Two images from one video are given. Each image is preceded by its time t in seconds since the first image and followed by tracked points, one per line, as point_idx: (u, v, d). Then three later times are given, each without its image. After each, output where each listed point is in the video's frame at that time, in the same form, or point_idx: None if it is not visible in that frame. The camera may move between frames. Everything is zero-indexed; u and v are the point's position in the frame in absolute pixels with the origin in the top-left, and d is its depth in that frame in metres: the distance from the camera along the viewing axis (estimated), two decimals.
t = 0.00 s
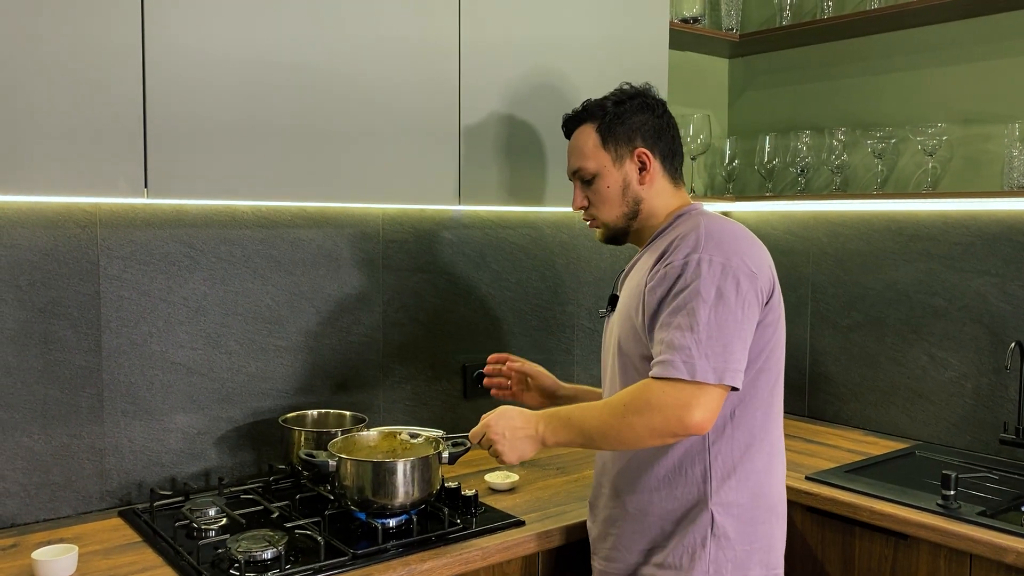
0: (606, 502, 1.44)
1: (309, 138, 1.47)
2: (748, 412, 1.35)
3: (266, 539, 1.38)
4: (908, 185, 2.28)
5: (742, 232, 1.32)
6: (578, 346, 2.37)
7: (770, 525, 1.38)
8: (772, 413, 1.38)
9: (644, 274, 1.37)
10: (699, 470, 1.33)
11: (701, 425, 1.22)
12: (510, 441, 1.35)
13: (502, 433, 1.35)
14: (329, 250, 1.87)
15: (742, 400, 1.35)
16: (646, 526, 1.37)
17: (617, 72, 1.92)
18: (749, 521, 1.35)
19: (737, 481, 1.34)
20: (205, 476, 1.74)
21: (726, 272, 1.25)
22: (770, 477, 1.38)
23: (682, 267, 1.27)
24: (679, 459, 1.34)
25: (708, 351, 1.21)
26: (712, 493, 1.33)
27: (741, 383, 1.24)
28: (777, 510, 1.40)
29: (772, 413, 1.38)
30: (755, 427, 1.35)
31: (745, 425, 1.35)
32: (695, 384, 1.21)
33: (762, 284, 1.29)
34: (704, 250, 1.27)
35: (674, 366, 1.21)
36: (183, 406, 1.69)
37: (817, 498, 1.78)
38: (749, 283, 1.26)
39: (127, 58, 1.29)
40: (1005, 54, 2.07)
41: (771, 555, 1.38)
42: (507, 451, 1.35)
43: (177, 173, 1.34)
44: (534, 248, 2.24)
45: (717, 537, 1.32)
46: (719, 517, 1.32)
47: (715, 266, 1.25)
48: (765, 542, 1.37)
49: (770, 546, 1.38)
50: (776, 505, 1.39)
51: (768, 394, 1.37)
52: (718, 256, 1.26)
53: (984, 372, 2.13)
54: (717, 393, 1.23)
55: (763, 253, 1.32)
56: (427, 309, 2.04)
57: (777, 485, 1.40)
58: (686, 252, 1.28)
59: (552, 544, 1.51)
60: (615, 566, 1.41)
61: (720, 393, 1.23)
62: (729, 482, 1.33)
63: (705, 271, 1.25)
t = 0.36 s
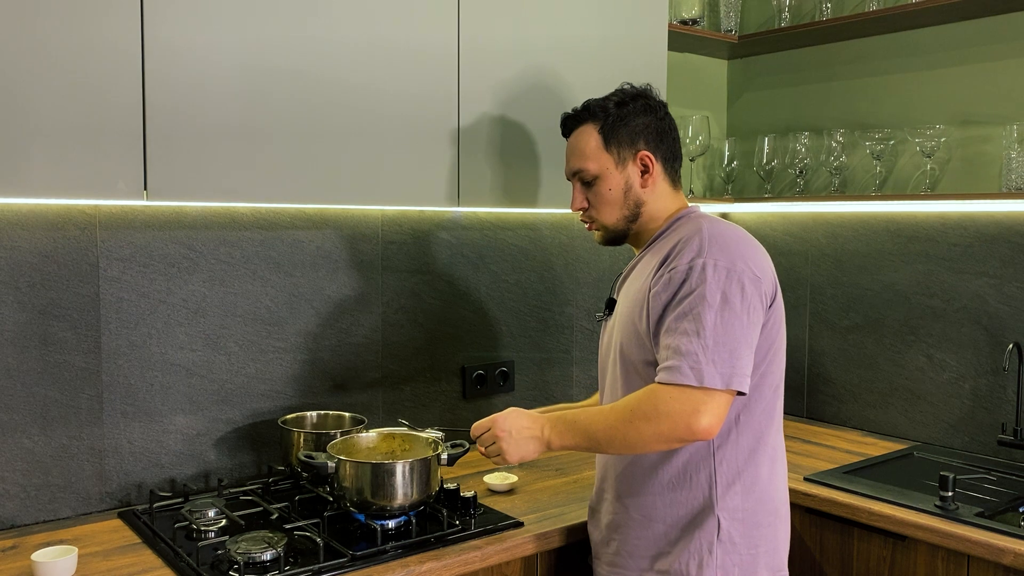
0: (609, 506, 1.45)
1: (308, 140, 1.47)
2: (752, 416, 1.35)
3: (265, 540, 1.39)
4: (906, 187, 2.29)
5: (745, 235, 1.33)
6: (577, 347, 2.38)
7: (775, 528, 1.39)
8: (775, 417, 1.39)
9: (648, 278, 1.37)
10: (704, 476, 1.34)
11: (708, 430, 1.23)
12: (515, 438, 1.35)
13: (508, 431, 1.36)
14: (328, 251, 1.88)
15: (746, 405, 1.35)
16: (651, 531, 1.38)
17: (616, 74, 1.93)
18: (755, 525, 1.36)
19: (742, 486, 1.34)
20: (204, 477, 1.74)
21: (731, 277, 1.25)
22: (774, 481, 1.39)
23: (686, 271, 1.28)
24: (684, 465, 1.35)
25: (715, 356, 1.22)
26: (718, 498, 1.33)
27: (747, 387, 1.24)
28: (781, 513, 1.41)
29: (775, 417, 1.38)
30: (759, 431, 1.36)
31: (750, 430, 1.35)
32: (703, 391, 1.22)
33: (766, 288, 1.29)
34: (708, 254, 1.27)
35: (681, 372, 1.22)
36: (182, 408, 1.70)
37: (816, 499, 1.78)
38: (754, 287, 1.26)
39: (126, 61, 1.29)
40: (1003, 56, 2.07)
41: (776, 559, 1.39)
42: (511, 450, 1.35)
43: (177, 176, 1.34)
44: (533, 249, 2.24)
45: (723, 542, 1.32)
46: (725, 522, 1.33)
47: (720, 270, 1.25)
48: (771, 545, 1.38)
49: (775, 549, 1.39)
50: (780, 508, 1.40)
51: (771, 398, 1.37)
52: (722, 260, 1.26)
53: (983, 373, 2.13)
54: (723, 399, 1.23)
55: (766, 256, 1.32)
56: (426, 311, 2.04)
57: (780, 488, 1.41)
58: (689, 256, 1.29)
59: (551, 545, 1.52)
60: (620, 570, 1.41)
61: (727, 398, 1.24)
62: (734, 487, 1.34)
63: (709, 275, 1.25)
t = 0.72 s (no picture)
0: (612, 510, 1.45)
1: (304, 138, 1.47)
2: (755, 423, 1.35)
3: (261, 538, 1.39)
4: (903, 185, 2.29)
5: (750, 239, 1.32)
6: (575, 346, 2.38)
7: (779, 533, 1.38)
8: (779, 423, 1.38)
9: (649, 280, 1.37)
10: (708, 482, 1.33)
11: (702, 438, 1.23)
12: (508, 431, 1.36)
13: (502, 424, 1.36)
14: (325, 249, 1.87)
15: (750, 411, 1.35)
16: (654, 535, 1.37)
17: (613, 73, 1.93)
18: (758, 530, 1.35)
19: (746, 491, 1.34)
20: (201, 475, 1.74)
21: (730, 283, 1.25)
22: (777, 486, 1.38)
23: (685, 275, 1.27)
24: (688, 470, 1.35)
25: (710, 363, 1.22)
26: (722, 504, 1.33)
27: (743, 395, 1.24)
28: (785, 519, 1.41)
29: (779, 422, 1.38)
30: (763, 438, 1.36)
31: (753, 437, 1.35)
32: (697, 398, 1.22)
33: (767, 294, 1.28)
34: (708, 258, 1.27)
35: (675, 378, 1.22)
36: (179, 406, 1.69)
37: (814, 497, 1.78)
38: (753, 293, 1.25)
39: (122, 58, 1.29)
40: (1001, 54, 2.07)
41: (780, 565, 1.39)
42: (502, 442, 1.36)
43: (173, 174, 1.34)
44: (531, 248, 2.24)
45: (727, 548, 1.32)
46: (729, 528, 1.32)
47: (719, 275, 1.25)
48: (775, 551, 1.38)
49: (779, 555, 1.38)
50: (783, 514, 1.40)
51: (775, 404, 1.37)
52: (722, 265, 1.26)
53: (980, 372, 2.13)
54: (717, 408, 1.23)
55: (769, 262, 1.31)
56: (424, 309, 2.04)
57: (784, 494, 1.41)
58: (690, 259, 1.28)
59: (548, 544, 1.51)
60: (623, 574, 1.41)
61: (722, 406, 1.24)
62: (738, 493, 1.34)
63: (708, 280, 1.25)
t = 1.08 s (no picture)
0: (601, 504, 1.44)
1: (299, 135, 1.46)
2: (744, 417, 1.34)
3: (255, 536, 1.38)
4: (900, 183, 2.28)
5: (740, 230, 1.32)
6: (572, 344, 2.37)
7: (767, 530, 1.38)
8: (769, 418, 1.37)
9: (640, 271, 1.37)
10: (695, 477, 1.33)
11: (691, 426, 1.22)
12: (497, 426, 1.35)
13: (492, 417, 1.35)
14: (320, 247, 1.87)
15: (739, 406, 1.34)
16: (640, 529, 1.37)
17: (609, 70, 1.92)
18: (746, 527, 1.35)
19: (734, 487, 1.34)
20: (196, 473, 1.73)
21: (718, 269, 1.24)
22: (767, 483, 1.38)
23: (674, 264, 1.27)
24: (675, 465, 1.34)
25: (698, 349, 1.21)
26: (708, 500, 1.32)
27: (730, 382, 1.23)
28: (774, 516, 1.40)
29: (768, 418, 1.37)
30: (752, 433, 1.35)
31: (742, 431, 1.34)
32: (685, 386, 1.21)
33: (756, 283, 1.28)
34: (696, 247, 1.27)
35: (663, 364, 1.21)
36: (174, 404, 1.69)
37: (811, 495, 1.77)
38: (742, 281, 1.25)
39: (115, 54, 1.28)
40: (999, 51, 2.07)
41: (768, 562, 1.38)
42: (492, 437, 1.35)
43: (167, 171, 1.33)
44: (528, 246, 2.24)
45: (713, 543, 1.32)
46: (715, 523, 1.32)
47: (707, 263, 1.25)
48: (763, 548, 1.37)
49: (767, 552, 1.38)
50: (772, 510, 1.39)
51: (764, 399, 1.36)
52: (711, 253, 1.26)
53: (977, 370, 2.13)
54: (705, 395, 1.22)
55: (759, 251, 1.31)
56: (420, 307, 2.03)
57: (773, 491, 1.40)
58: (679, 249, 1.28)
59: (543, 542, 1.51)
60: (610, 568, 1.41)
61: (710, 394, 1.23)
62: (725, 489, 1.33)
63: (695, 267, 1.25)
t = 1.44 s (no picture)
0: (584, 497, 1.44)
1: (293, 133, 1.46)
2: (724, 413, 1.34)
3: (248, 536, 1.37)
4: (896, 182, 2.28)
5: (731, 235, 1.32)
6: (567, 343, 2.37)
7: (748, 526, 1.37)
8: (750, 414, 1.37)
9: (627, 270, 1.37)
10: (674, 470, 1.33)
11: (672, 425, 1.22)
12: (481, 426, 1.33)
13: (475, 418, 1.34)
14: (314, 245, 1.86)
15: (719, 401, 1.34)
16: (619, 523, 1.37)
17: (605, 68, 1.92)
18: (725, 522, 1.34)
19: (712, 482, 1.33)
20: (190, 472, 1.72)
21: (706, 272, 1.24)
22: (746, 479, 1.37)
23: (663, 264, 1.27)
24: (653, 458, 1.34)
25: (684, 350, 1.21)
26: (686, 494, 1.32)
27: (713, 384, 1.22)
28: (755, 512, 1.39)
29: (748, 413, 1.37)
30: (732, 428, 1.35)
31: (721, 426, 1.34)
32: (669, 386, 1.21)
33: (745, 287, 1.27)
34: (685, 249, 1.27)
35: (649, 364, 1.21)
36: (167, 403, 1.68)
37: (806, 493, 1.77)
38: (730, 285, 1.25)
39: (107, 49, 1.27)
40: (995, 49, 2.07)
41: (749, 559, 1.36)
42: (477, 437, 1.33)
43: (159, 168, 1.33)
44: (523, 245, 2.23)
45: (690, 538, 1.32)
46: (692, 517, 1.32)
47: (697, 265, 1.24)
48: (743, 545, 1.36)
49: (749, 549, 1.36)
50: (753, 507, 1.38)
51: (746, 395, 1.36)
52: (699, 255, 1.25)
53: (973, 368, 2.13)
54: (688, 395, 1.22)
55: (748, 256, 1.31)
56: (414, 305, 2.03)
57: (754, 487, 1.39)
58: (669, 250, 1.28)
59: (537, 541, 1.51)
60: (591, 562, 1.41)
61: (693, 395, 1.23)
62: (704, 483, 1.33)
63: (684, 269, 1.24)
